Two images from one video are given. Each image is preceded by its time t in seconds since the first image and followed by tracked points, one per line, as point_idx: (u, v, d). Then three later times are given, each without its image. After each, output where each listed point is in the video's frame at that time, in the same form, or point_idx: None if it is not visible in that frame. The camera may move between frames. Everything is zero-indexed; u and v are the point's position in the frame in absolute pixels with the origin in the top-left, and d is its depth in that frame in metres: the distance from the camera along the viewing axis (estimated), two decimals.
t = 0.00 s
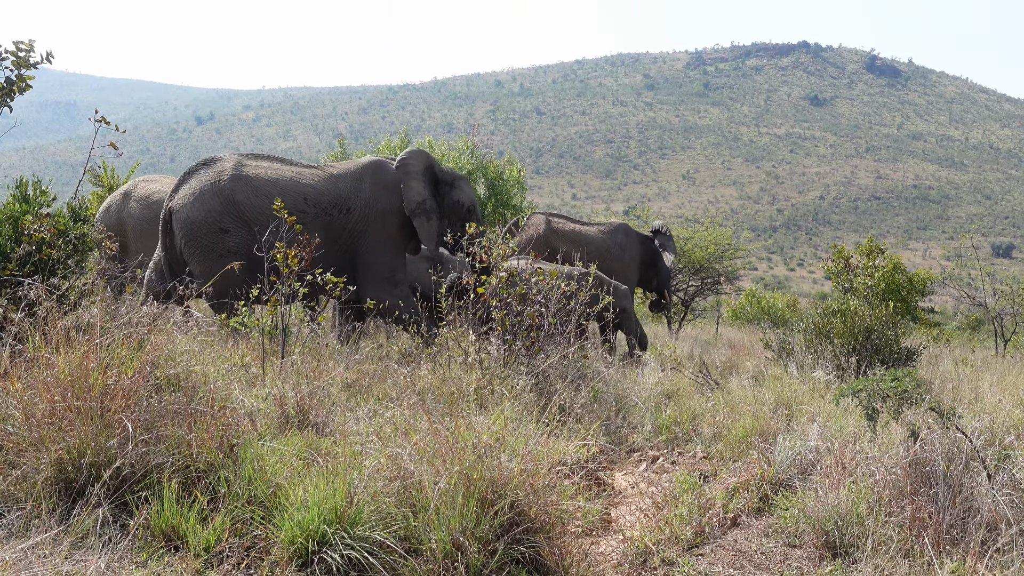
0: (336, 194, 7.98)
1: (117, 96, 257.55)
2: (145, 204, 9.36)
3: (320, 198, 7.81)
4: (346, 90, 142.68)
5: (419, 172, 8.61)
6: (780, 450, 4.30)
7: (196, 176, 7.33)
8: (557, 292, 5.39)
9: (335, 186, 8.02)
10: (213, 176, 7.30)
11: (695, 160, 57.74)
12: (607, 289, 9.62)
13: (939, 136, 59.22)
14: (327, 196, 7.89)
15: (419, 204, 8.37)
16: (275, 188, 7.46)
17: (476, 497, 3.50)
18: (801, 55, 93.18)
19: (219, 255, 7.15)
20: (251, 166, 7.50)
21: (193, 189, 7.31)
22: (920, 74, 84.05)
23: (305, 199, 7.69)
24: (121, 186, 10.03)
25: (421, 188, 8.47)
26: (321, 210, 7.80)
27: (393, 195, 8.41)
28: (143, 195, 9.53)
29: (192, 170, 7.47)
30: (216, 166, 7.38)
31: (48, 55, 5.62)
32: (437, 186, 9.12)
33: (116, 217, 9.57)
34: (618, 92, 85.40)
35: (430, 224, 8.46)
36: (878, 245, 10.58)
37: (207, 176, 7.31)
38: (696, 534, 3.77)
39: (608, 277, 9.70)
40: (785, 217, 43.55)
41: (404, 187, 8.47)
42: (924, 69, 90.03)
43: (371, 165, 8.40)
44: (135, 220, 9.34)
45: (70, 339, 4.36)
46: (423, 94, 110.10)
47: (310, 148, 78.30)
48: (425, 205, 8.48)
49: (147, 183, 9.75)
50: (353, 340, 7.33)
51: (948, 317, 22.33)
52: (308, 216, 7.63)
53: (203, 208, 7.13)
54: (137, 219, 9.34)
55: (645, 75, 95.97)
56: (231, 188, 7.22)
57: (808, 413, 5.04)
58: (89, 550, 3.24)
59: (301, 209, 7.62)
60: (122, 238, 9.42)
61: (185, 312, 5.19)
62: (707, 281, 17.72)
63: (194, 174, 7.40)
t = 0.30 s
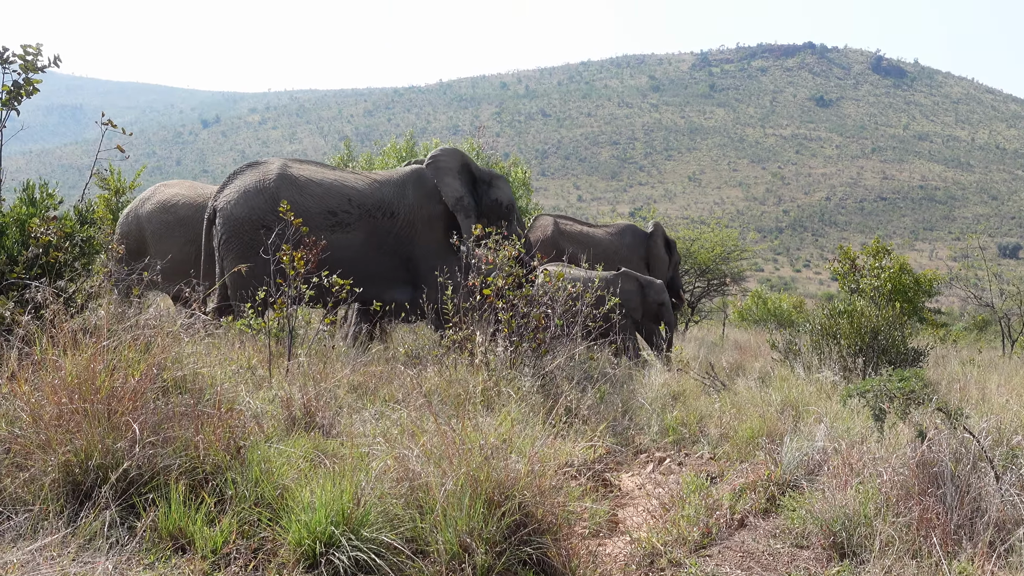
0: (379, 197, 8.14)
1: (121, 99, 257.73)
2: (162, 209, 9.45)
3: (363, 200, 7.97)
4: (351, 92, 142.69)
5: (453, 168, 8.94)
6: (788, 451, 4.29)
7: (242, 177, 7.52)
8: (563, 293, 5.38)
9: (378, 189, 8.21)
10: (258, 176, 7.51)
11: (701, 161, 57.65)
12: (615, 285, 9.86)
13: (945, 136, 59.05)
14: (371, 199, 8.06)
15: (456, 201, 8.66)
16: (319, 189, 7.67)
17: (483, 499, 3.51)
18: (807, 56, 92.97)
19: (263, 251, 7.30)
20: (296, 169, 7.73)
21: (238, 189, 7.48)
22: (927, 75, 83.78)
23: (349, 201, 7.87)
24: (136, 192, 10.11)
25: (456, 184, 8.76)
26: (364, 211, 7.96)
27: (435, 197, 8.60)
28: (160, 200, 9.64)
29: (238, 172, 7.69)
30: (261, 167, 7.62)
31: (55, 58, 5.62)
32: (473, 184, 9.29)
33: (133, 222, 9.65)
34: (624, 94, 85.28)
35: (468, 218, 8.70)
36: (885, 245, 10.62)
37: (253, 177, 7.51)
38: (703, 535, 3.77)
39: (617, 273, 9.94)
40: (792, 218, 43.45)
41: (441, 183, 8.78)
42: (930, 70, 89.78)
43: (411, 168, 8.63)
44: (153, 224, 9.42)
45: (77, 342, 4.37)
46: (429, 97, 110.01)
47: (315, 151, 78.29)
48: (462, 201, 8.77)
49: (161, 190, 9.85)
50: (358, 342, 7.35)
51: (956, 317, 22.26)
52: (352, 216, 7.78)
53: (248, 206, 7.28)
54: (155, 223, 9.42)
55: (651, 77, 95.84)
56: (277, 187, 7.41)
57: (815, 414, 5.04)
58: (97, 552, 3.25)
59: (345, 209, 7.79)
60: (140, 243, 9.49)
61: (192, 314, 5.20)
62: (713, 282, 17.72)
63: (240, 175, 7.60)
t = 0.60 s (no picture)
0: (424, 201, 7.98)
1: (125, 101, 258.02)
2: (187, 218, 9.47)
3: (407, 203, 7.89)
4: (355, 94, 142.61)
5: (493, 186, 8.29)
6: (794, 452, 4.30)
7: (287, 181, 7.64)
8: (569, 295, 5.38)
9: (422, 192, 8.06)
10: (303, 180, 7.63)
11: (706, 162, 57.57)
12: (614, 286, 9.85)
13: (951, 136, 58.90)
14: (415, 202, 7.94)
15: (490, 219, 8.08)
16: (362, 192, 7.68)
17: (489, 502, 3.51)
18: (812, 57, 92.78)
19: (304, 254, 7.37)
20: (340, 173, 7.80)
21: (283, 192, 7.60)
22: (932, 75, 83.54)
23: (392, 203, 7.81)
24: (162, 202, 10.18)
25: (493, 202, 8.19)
26: (408, 214, 7.85)
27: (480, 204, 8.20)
28: (184, 209, 9.66)
29: (285, 175, 7.82)
30: (306, 171, 7.73)
31: (62, 63, 5.68)
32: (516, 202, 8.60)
33: (159, 232, 9.70)
34: (628, 95, 85.19)
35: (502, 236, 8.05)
36: (891, 246, 10.63)
37: (298, 181, 7.63)
38: (710, 537, 3.77)
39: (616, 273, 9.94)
40: (797, 219, 43.38)
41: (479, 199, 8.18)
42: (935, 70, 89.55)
43: (455, 175, 8.20)
44: (177, 234, 9.44)
45: (84, 346, 4.38)
46: (434, 99, 109.95)
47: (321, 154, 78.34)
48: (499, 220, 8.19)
49: (186, 198, 9.87)
50: (364, 345, 7.37)
51: (962, 318, 22.22)
52: (395, 220, 7.70)
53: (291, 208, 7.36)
54: (180, 233, 9.45)
55: (655, 78, 95.80)
56: (321, 191, 7.51)
57: (822, 415, 5.05)
58: (105, 556, 3.25)
59: (388, 213, 7.73)
60: (165, 252, 9.53)
61: (198, 317, 5.22)
62: (719, 284, 17.74)
63: (285, 178, 7.72)
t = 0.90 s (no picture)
0: (456, 204, 8.09)
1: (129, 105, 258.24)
2: (214, 222, 9.82)
3: (439, 207, 8.05)
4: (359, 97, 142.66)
5: (540, 189, 8.09)
6: (800, 453, 4.28)
7: (322, 190, 8.08)
8: (573, 296, 5.37)
9: (456, 194, 8.15)
10: (337, 190, 8.04)
11: (711, 163, 57.46)
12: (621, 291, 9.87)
13: (956, 136, 58.72)
14: (447, 206, 8.06)
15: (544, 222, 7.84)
16: (394, 200, 7.97)
17: (494, 503, 3.51)
18: (817, 57, 92.59)
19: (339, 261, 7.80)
20: (374, 181, 8.12)
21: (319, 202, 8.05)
22: (937, 74, 83.27)
23: (425, 208, 8.02)
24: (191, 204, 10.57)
25: (542, 205, 7.94)
26: (440, 218, 8.01)
27: (513, 205, 8.14)
28: (211, 213, 10.02)
29: (322, 184, 8.26)
30: (340, 180, 8.13)
31: (66, 65, 5.66)
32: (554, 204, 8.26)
33: (188, 235, 10.11)
34: (633, 96, 85.11)
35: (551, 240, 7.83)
36: (895, 246, 10.80)
37: (332, 191, 8.05)
38: (715, 538, 3.76)
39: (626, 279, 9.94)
40: (802, 220, 43.27)
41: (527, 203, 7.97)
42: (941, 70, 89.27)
43: (488, 177, 8.18)
44: (205, 237, 9.82)
45: (89, 348, 4.39)
46: (439, 100, 109.90)
47: (325, 156, 78.38)
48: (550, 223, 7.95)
49: (212, 202, 10.24)
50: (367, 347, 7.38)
51: (968, 317, 22.11)
52: (426, 226, 7.91)
53: (326, 218, 7.83)
54: (208, 237, 9.84)
55: (660, 78, 95.71)
56: (354, 200, 7.92)
57: (827, 415, 5.04)
58: (110, 558, 3.25)
59: (420, 218, 7.97)
60: (194, 255, 9.95)
61: (203, 319, 5.22)
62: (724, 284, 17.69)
63: (321, 188, 8.15)
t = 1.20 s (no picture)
0: (494, 213, 8.12)
1: (132, 107, 258.25)
2: (238, 224, 9.83)
3: (476, 216, 8.08)
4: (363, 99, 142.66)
5: (576, 187, 8.37)
6: (805, 453, 4.28)
7: (361, 198, 8.13)
8: (579, 297, 5.37)
9: (492, 204, 8.16)
10: (377, 198, 8.10)
11: (715, 164, 57.21)
12: (662, 296, 9.94)
13: (961, 135, 58.58)
14: (484, 216, 8.07)
15: (580, 219, 8.23)
16: (432, 211, 8.02)
17: (500, 504, 3.51)
18: (821, 57, 92.44)
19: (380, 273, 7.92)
20: (413, 190, 8.17)
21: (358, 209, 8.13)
22: (941, 74, 83.10)
23: (462, 220, 8.04)
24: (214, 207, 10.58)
25: (579, 203, 8.30)
26: (477, 229, 8.03)
27: (549, 210, 8.22)
28: (234, 215, 10.02)
29: (362, 189, 8.31)
30: (379, 188, 8.17)
31: (71, 68, 5.68)
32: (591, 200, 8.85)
33: (213, 237, 10.14)
34: (637, 97, 85.04)
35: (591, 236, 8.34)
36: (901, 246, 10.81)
37: (371, 199, 8.11)
38: (721, 538, 3.76)
39: (670, 283, 10.02)
40: (807, 220, 43.12)
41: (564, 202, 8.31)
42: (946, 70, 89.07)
43: (527, 183, 8.24)
44: (230, 240, 9.84)
45: (94, 350, 4.40)
46: (443, 101, 109.87)
47: (330, 158, 78.32)
48: (587, 219, 8.30)
49: (235, 203, 10.23)
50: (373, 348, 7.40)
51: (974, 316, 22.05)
52: (463, 237, 7.95)
53: (366, 229, 7.93)
54: (232, 239, 9.83)
55: (664, 79, 95.61)
56: (393, 211, 7.98)
57: (832, 415, 5.04)
58: (117, 560, 3.26)
59: (457, 229, 7.99)
60: (220, 258, 9.98)
61: (209, 321, 5.24)
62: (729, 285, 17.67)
63: (361, 195, 8.21)
